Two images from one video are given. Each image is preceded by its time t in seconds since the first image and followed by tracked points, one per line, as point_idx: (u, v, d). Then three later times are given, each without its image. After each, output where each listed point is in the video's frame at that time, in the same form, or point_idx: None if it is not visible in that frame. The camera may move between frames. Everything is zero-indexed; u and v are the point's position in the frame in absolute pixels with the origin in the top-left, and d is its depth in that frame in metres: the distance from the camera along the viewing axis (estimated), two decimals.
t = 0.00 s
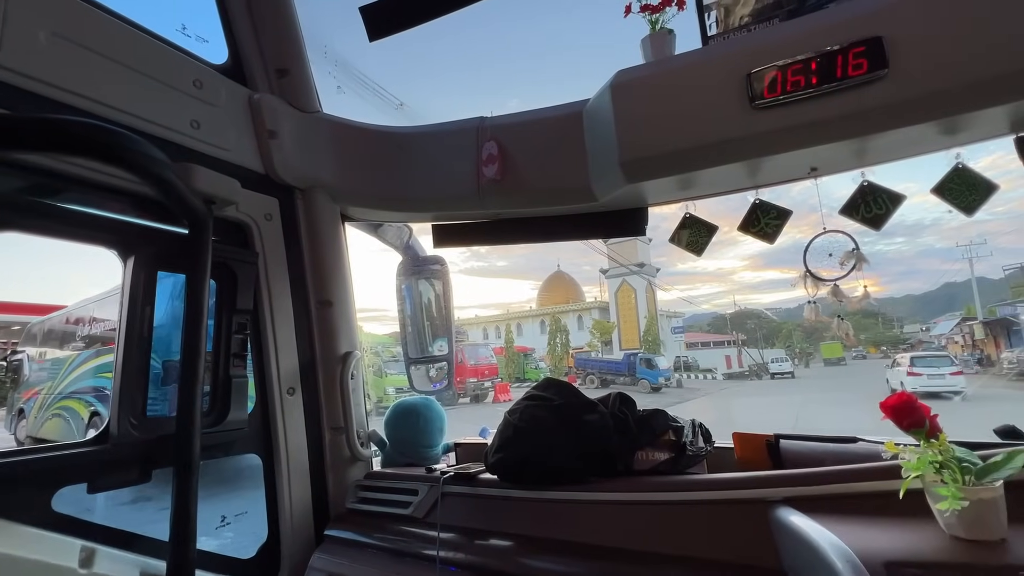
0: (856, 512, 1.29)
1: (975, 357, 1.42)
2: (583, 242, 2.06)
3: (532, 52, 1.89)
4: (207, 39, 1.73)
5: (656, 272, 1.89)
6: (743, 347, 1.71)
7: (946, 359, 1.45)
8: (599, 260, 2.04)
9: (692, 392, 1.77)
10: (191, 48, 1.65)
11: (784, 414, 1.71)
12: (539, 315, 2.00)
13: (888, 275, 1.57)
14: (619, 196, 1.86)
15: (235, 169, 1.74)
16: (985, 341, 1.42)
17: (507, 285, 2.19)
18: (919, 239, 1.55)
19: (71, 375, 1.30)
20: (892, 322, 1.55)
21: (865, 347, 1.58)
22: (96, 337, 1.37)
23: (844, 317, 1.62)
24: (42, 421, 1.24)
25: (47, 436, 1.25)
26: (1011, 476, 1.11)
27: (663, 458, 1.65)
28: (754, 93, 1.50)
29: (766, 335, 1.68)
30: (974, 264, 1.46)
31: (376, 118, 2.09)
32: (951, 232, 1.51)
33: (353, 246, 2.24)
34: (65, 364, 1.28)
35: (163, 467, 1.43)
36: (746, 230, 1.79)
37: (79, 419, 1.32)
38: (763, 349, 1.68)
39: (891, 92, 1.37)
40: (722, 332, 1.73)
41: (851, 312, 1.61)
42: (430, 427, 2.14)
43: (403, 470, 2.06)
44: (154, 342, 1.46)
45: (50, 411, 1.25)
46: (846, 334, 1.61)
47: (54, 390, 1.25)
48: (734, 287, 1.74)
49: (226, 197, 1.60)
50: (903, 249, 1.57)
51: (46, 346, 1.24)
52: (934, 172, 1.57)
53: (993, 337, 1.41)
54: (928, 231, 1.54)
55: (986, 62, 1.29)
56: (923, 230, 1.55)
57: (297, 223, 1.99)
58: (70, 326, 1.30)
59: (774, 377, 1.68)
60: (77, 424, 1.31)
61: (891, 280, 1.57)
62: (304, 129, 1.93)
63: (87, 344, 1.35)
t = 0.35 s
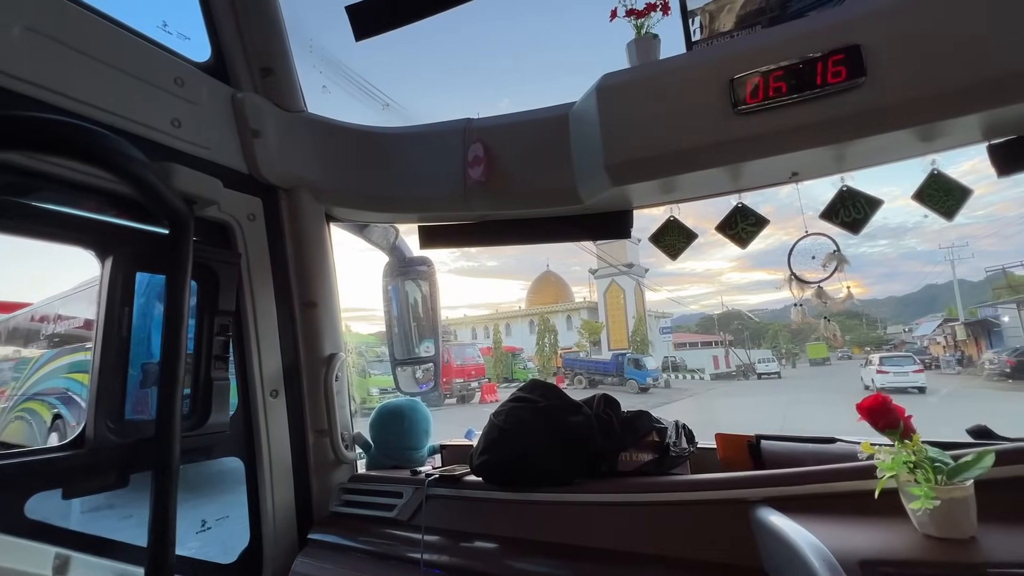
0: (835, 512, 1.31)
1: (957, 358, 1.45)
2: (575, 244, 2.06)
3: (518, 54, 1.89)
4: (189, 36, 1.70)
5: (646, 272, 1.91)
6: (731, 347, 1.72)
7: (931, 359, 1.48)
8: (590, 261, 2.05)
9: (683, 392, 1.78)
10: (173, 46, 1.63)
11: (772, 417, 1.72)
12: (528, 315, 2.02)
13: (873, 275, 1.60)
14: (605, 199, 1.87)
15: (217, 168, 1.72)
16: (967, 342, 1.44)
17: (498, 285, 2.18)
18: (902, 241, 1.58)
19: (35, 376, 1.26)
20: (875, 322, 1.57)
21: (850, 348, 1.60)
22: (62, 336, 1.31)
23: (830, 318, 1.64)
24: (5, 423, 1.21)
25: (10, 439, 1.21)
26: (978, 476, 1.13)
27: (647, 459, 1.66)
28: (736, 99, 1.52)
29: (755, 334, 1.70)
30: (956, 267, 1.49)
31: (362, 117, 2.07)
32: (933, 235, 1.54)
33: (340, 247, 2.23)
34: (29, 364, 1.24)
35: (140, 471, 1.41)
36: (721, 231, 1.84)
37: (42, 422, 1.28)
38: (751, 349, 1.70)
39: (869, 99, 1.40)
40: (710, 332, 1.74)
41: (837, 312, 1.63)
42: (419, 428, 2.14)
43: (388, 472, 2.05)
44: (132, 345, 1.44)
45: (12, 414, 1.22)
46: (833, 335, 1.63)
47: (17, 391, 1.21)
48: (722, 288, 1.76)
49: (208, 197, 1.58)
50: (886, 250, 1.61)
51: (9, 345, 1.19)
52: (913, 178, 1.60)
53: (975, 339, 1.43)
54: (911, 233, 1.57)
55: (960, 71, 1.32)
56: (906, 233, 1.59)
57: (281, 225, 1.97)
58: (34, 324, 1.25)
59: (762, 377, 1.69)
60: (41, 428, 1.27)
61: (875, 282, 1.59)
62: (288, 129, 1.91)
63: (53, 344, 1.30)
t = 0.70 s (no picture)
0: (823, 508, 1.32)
1: (940, 357, 1.47)
2: (564, 243, 2.06)
3: (509, 53, 1.89)
4: (174, 30, 1.67)
5: (634, 272, 1.90)
6: (718, 346, 1.73)
7: (913, 359, 1.50)
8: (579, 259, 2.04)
9: (671, 391, 1.77)
10: (157, 39, 1.60)
11: (761, 415, 1.72)
12: (518, 314, 2.01)
13: (857, 275, 1.61)
14: (596, 198, 1.87)
15: (203, 165, 1.70)
16: (951, 342, 1.46)
17: (488, 285, 2.17)
18: (886, 242, 1.60)
19: None
20: (861, 323, 1.58)
21: (836, 348, 1.61)
22: (16, 334, 1.20)
23: (808, 317, 1.65)
24: None
25: None
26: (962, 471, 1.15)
27: (637, 456, 1.67)
28: (726, 99, 1.52)
29: (743, 334, 1.71)
30: (941, 268, 1.50)
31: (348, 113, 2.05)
32: (916, 237, 1.55)
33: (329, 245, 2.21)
34: None
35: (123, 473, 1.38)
36: (712, 231, 1.86)
37: None
38: (738, 349, 1.71)
39: (857, 100, 1.41)
40: (699, 332, 1.75)
41: (816, 312, 1.65)
42: (407, 428, 2.12)
43: (377, 472, 2.04)
44: (114, 345, 1.41)
45: None
46: (810, 333, 1.65)
47: None
48: (711, 288, 1.77)
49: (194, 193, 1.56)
50: (871, 252, 1.61)
51: None
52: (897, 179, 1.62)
53: (958, 338, 1.45)
54: (894, 236, 1.59)
55: (947, 72, 1.33)
56: (890, 234, 1.60)
57: (269, 223, 1.94)
58: None
59: (750, 377, 1.70)
60: None
61: (860, 282, 1.60)
62: (276, 125, 1.89)
63: (7, 343, 1.19)
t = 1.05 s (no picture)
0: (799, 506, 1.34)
1: (922, 357, 1.48)
2: (559, 242, 2.06)
3: (493, 52, 1.88)
4: (151, 23, 1.64)
5: (622, 271, 1.91)
6: (706, 345, 1.74)
7: (897, 358, 1.51)
8: (568, 260, 2.05)
9: (660, 391, 1.76)
10: (133, 32, 1.57)
11: (751, 414, 1.70)
12: (506, 314, 1.99)
13: (841, 275, 1.64)
14: (580, 198, 1.88)
15: (180, 161, 1.67)
16: (934, 341, 1.47)
17: (477, 284, 2.17)
18: (869, 243, 1.63)
19: None
20: (845, 322, 1.60)
21: (822, 347, 1.63)
22: None
23: (791, 317, 1.68)
24: None
25: None
26: (931, 469, 1.18)
27: (618, 456, 1.68)
28: (707, 102, 1.54)
29: (731, 333, 1.72)
30: (925, 267, 1.54)
31: (331, 109, 2.04)
32: (898, 238, 1.59)
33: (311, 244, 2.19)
34: None
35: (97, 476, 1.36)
36: (698, 233, 1.87)
37: None
38: (726, 349, 1.72)
39: (834, 105, 1.43)
40: (687, 331, 1.75)
41: (798, 313, 1.68)
42: (390, 428, 2.12)
43: (359, 473, 2.02)
44: (87, 345, 1.38)
45: None
46: (792, 333, 1.67)
47: None
48: (698, 287, 1.78)
49: (170, 189, 1.53)
50: (854, 253, 1.65)
51: None
52: (871, 182, 1.67)
53: (941, 337, 1.46)
54: (877, 237, 1.62)
55: (920, 79, 1.36)
56: (873, 236, 1.63)
57: (250, 220, 1.92)
58: None
59: (737, 377, 1.70)
60: None
61: (845, 281, 1.63)
62: (256, 122, 1.86)
63: None
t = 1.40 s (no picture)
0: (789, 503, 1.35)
1: (913, 356, 1.49)
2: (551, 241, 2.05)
3: (486, 50, 1.87)
4: (140, 16, 1.60)
5: (614, 270, 1.92)
6: (698, 345, 1.72)
7: (887, 357, 1.52)
8: (559, 259, 2.06)
9: (652, 392, 1.75)
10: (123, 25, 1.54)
11: (743, 416, 1.73)
12: (498, 313, 1.97)
13: (830, 276, 1.66)
14: (574, 198, 1.89)
15: (169, 157, 1.64)
16: (924, 340, 1.48)
17: (469, 283, 2.15)
18: (857, 244, 1.64)
19: None
20: (834, 321, 1.61)
21: (812, 345, 1.65)
22: None
23: (783, 318, 1.69)
24: None
25: None
26: (918, 466, 1.19)
27: (610, 455, 1.68)
28: (701, 104, 1.54)
29: (721, 332, 1.72)
30: (914, 267, 1.55)
31: (322, 106, 2.01)
32: (887, 238, 1.60)
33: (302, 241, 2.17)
34: None
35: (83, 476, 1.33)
36: (685, 231, 1.88)
37: None
38: (717, 348, 1.70)
39: (826, 106, 1.44)
40: (679, 331, 1.73)
41: (790, 313, 1.69)
42: (381, 427, 2.10)
43: (351, 472, 2.02)
44: (73, 342, 1.36)
45: None
46: (783, 333, 1.69)
47: None
48: (689, 287, 1.79)
49: (160, 185, 1.51)
50: (843, 253, 1.66)
51: None
52: (859, 184, 1.68)
53: (930, 336, 1.48)
54: (865, 237, 1.63)
55: (911, 82, 1.37)
56: (861, 236, 1.64)
57: (240, 216, 1.90)
58: None
59: (728, 376, 1.69)
60: None
61: (834, 281, 1.64)
62: (247, 119, 1.84)
63: None
